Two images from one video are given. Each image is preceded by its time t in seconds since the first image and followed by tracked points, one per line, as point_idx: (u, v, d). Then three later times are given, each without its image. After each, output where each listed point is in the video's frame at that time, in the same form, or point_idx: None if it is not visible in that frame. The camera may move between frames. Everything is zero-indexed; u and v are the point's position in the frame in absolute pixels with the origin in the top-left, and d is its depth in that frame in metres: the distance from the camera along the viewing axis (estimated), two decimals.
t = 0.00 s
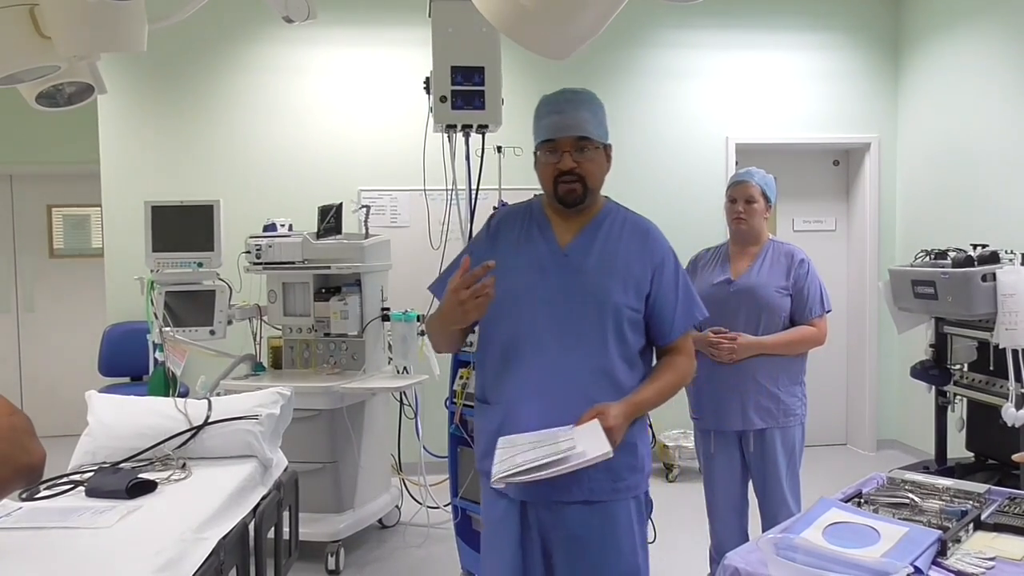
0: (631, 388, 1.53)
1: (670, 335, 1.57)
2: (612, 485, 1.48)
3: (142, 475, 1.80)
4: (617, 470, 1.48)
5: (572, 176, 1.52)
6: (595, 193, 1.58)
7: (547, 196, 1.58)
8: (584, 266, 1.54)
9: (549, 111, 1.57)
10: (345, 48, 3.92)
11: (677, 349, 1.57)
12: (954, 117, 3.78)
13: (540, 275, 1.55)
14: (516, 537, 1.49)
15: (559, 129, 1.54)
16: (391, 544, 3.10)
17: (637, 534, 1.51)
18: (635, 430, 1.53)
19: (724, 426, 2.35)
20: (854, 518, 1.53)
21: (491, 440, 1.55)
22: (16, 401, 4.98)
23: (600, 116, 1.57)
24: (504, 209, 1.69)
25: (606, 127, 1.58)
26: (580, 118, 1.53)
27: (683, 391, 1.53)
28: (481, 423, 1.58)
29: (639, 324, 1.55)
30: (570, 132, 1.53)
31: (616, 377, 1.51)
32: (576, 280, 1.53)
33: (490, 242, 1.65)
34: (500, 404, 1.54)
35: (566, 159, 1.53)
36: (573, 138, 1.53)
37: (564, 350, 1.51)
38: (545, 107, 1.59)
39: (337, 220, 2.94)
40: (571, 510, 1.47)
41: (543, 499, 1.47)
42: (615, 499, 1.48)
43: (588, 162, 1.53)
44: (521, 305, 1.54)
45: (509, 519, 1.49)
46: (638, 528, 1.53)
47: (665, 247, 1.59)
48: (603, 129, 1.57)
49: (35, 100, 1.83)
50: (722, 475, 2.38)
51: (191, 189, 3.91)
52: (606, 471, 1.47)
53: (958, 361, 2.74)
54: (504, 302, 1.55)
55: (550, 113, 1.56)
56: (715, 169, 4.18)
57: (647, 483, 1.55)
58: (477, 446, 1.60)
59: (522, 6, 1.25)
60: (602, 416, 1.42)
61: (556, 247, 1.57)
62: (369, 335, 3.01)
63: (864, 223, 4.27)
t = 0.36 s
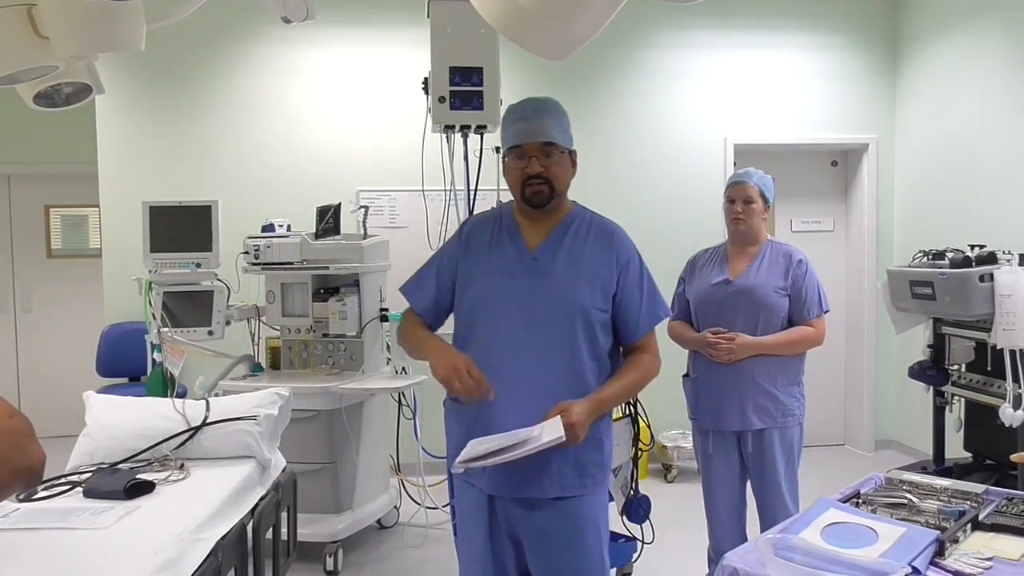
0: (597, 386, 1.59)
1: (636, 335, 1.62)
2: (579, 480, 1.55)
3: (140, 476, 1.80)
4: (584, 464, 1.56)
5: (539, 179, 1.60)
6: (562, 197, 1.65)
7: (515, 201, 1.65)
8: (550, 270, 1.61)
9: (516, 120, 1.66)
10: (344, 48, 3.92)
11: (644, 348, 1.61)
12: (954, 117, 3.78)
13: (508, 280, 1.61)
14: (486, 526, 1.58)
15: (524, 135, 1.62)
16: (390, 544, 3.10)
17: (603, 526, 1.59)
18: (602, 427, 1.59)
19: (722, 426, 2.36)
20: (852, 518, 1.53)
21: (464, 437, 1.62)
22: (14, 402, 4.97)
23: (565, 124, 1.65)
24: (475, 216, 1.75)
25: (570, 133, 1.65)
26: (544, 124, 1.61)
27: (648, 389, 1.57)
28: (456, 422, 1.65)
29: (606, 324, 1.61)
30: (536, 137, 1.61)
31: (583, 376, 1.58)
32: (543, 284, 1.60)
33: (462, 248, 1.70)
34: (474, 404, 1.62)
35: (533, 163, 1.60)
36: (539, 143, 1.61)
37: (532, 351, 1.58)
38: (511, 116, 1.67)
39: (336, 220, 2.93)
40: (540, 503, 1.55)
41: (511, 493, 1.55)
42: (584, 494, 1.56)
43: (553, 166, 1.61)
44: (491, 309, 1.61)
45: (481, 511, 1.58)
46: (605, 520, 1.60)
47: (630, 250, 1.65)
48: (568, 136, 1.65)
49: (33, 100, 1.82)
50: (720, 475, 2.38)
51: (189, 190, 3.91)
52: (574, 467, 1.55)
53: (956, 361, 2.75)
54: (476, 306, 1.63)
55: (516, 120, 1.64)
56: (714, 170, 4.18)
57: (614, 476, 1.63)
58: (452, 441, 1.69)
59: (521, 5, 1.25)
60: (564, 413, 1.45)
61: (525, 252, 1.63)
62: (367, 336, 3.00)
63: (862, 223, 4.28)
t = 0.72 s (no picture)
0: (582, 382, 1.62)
1: (617, 329, 1.66)
2: (568, 472, 1.57)
3: (138, 475, 1.80)
4: (572, 457, 1.58)
5: (518, 174, 1.60)
6: (541, 192, 1.66)
7: (495, 197, 1.65)
8: (533, 269, 1.62)
9: (495, 118, 1.66)
10: (342, 48, 3.92)
11: (625, 343, 1.65)
12: (952, 117, 3.78)
13: (492, 280, 1.62)
14: (477, 522, 1.58)
15: (504, 132, 1.62)
16: (387, 544, 3.10)
17: (591, 515, 1.62)
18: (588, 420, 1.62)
19: (720, 425, 2.36)
20: (849, 518, 1.53)
21: (451, 436, 1.62)
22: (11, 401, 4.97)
23: (541, 121, 1.65)
24: (455, 217, 1.75)
25: (548, 132, 1.66)
26: (522, 122, 1.61)
27: (629, 382, 1.63)
28: (441, 421, 1.64)
29: (588, 321, 1.64)
30: (514, 133, 1.61)
31: (569, 372, 1.60)
32: (527, 283, 1.61)
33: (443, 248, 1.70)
34: (459, 402, 1.61)
35: (512, 159, 1.60)
36: (517, 138, 1.61)
37: (518, 349, 1.59)
38: (490, 117, 1.68)
39: (334, 220, 2.93)
40: (530, 496, 1.55)
41: (503, 488, 1.54)
42: (573, 485, 1.58)
43: (532, 161, 1.61)
44: (475, 308, 1.62)
45: (474, 505, 1.57)
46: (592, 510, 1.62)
47: (610, 247, 1.67)
48: (545, 132, 1.65)
49: (31, 99, 1.82)
50: (718, 474, 2.38)
51: (187, 190, 3.90)
52: (563, 459, 1.57)
53: (954, 361, 2.77)
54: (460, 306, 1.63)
55: (495, 119, 1.65)
56: (712, 170, 4.18)
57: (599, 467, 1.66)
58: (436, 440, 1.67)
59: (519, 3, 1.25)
60: (549, 417, 1.50)
61: (507, 251, 1.64)
62: (366, 335, 3.00)
63: (860, 223, 4.29)
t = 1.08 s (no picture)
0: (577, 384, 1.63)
1: (611, 331, 1.66)
2: (564, 473, 1.57)
3: (134, 475, 1.80)
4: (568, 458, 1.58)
5: (512, 184, 1.61)
6: (535, 199, 1.66)
7: (489, 206, 1.66)
8: (529, 273, 1.62)
9: (486, 127, 1.66)
10: (339, 47, 3.91)
11: (619, 342, 1.66)
12: (949, 117, 3.78)
13: (487, 284, 1.62)
14: (472, 523, 1.58)
15: (497, 142, 1.62)
16: (385, 543, 3.10)
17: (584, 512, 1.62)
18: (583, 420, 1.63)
19: (718, 424, 2.36)
20: (847, 518, 1.53)
21: (447, 439, 1.62)
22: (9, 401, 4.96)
23: (532, 129, 1.65)
24: (447, 220, 1.74)
25: (540, 139, 1.66)
26: (515, 131, 1.62)
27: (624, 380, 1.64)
28: (436, 424, 1.64)
29: (583, 323, 1.64)
30: (507, 144, 1.61)
31: (564, 375, 1.61)
32: (522, 287, 1.61)
33: (437, 251, 1.69)
34: (456, 405, 1.61)
35: (506, 169, 1.60)
36: (511, 149, 1.61)
37: (514, 353, 1.59)
38: (482, 124, 1.68)
39: (331, 219, 2.93)
40: (526, 497, 1.55)
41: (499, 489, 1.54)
42: (567, 485, 1.58)
43: (525, 170, 1.61)
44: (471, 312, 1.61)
45: (468, 505, 1.57)
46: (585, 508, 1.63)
47: (603, 249, 1.68)
48: (537, 140, 1.66)
49: (28, 99, 1.82)
50: (716, 473, 2.38)
51: (185, 189, 3.90)
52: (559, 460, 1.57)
53: (951, 360, 2.76)
54: (456, 310, 1.63)
55: (488, 127, 1.65)
56: (709, 169, 4.18)
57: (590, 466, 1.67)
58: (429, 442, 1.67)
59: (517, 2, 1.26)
60: (553, 419, 1.50)
61: (502, 255, 1.64)
62: (364, 335, 3.00)
63: (857, 223, 4.29)
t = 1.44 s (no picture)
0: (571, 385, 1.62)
1: (608, 333, 1.66)
2: (558, 474, 1.57)
3: (133, 475, 1.80)
4: (561, 459, 1.58)
5: (510, 186, 1.60)
6: (533, 200, 1.66)
7: (488, 206, 1.66)
8: (525, 274, 1.61)
9: (485, 126, 1.66)
10: (338, 47, 3.91)
11: (615, 345, 1.66)
12: (947, 117, 3.79)
13: (483, 285, 1.62)
14: (466, 524, 1.58)
15: (496, 141, 1.62)
16: (383, 543, 3.10)
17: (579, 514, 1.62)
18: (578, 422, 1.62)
19: (717, 425, 2.36)
20: (845, 517, 1.53)
21: (442, 438, 1.63)
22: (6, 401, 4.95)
23: (532, 130, 1.65)
24: (446, 220, 1.74)
25: (539, 139, 1.66)
26: (515, 131, 1.62)
27: (620, 382, 1.62)
28: (432, 424, 1.64)
29: (579, 325, 1.64)
30: (506, 144, 1.61)
31: (559, 376, 1.61)
32: (519, 288, 1.61)
33: (434, 250, 1.69)
34: (451, 406, 1.61)
35: (504, 169, 1.60)
36: (509, 149, 1.61)
37: (509, 354, 1.59)
38: (482, 123, 1.67)
39: (330, 219, 2.93)
40: (519, 498, 1.55)
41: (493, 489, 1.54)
42: (562, 485, 1.58)
43: (524, 171, 1.61)
44: (467, 313, 1.61)
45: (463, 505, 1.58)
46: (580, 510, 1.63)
47: (601, 250, 1.67)
48: (537, 141, 1.65)
49: (26, 98, 1.81)
50: (715, 473, 2.38)
51: (183, 189, 3.90)
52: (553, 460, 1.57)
53: (949, 360, 2.77)
54: (452, 310, 1.63)
55: (488, 126, 1.64)
56: (708, 169, 4.19)
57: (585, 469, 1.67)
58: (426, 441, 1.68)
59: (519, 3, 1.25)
60: (545, 421, 1.49)
61: (499, 256, 1.64)
62: (362, 334, 3.00)
63: (856, 223, 4.29)
